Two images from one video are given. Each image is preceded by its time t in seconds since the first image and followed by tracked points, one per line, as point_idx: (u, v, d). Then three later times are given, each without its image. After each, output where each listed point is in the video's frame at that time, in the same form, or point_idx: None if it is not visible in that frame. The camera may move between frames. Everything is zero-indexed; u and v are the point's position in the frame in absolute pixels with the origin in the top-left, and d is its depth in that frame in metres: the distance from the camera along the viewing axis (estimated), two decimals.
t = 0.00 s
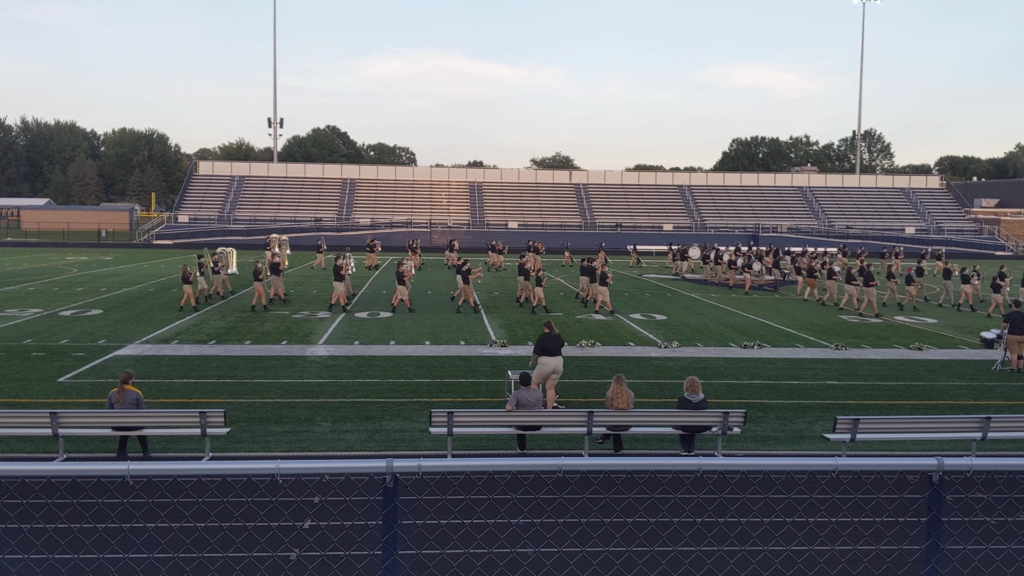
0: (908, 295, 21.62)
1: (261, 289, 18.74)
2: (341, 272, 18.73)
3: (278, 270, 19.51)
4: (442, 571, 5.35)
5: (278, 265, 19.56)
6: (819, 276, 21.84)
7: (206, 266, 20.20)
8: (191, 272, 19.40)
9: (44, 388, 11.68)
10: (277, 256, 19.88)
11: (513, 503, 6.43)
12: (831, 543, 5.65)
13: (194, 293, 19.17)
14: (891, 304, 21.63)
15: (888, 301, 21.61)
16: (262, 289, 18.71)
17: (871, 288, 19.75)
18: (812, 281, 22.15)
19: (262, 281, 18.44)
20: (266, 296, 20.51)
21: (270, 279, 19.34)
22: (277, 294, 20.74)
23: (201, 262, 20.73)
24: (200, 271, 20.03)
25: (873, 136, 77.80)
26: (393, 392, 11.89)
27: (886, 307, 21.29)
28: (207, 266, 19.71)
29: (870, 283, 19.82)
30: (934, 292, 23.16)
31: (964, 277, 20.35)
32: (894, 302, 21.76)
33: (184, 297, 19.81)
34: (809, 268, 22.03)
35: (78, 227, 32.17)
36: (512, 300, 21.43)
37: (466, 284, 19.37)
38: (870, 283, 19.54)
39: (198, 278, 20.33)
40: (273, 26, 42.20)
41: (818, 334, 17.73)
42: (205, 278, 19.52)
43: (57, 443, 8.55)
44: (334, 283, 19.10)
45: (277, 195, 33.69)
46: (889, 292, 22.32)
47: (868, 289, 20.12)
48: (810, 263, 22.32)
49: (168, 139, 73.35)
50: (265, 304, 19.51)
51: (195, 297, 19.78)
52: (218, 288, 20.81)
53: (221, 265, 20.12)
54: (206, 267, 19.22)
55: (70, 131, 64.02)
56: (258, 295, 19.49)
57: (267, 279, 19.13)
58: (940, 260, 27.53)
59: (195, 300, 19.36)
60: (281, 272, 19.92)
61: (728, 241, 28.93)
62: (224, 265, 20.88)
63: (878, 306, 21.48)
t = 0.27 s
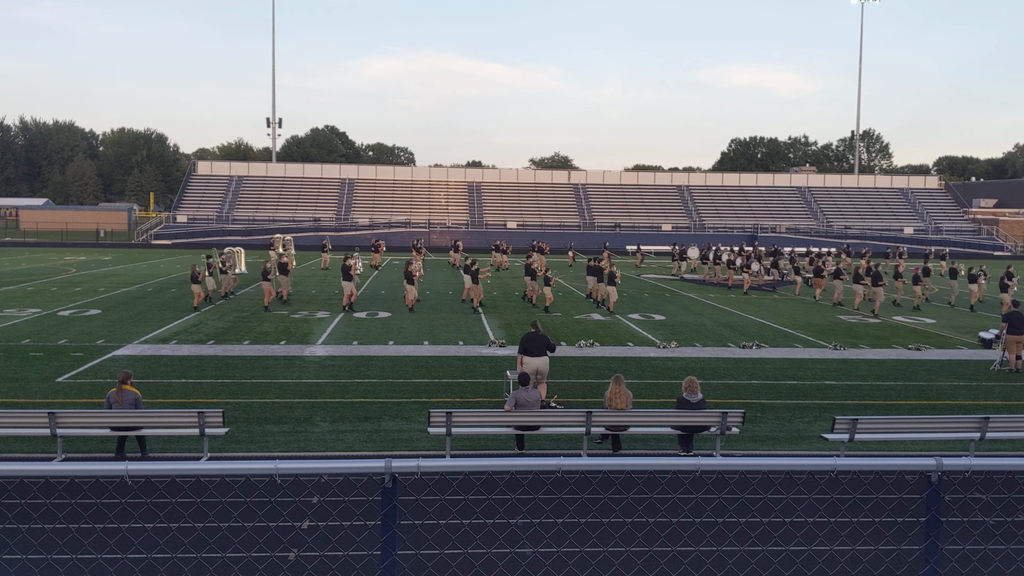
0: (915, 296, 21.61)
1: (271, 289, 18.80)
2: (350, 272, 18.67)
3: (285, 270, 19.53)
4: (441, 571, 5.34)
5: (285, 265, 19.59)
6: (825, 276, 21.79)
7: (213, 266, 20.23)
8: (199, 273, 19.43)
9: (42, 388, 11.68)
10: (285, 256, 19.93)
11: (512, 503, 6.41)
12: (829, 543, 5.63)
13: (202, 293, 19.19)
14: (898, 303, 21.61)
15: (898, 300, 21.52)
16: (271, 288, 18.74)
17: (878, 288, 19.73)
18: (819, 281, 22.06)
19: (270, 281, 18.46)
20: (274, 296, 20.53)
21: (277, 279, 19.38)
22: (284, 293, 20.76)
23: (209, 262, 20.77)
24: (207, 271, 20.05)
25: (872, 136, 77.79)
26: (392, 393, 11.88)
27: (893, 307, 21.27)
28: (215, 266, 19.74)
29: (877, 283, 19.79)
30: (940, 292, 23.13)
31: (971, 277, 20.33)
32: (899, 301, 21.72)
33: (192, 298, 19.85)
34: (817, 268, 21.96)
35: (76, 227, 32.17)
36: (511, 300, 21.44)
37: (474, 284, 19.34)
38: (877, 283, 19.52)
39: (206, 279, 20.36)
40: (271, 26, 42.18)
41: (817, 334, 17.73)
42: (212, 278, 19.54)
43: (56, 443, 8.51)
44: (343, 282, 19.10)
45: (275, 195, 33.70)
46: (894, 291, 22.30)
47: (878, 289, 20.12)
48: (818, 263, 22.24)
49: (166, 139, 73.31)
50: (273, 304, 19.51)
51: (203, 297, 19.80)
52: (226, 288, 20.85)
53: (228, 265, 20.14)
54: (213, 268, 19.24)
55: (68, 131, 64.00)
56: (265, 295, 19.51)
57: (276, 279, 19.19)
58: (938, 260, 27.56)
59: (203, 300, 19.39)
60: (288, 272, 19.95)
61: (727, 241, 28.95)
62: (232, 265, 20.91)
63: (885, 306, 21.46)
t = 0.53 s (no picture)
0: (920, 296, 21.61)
1: (277, 288, 18.80)
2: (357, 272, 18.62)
3: (291, 270, 19.58)
4: (438, 571, 5.34)
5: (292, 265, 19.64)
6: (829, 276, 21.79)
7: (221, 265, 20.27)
8: (206, 272, 19.46)
9: (38, 388, 11.65)
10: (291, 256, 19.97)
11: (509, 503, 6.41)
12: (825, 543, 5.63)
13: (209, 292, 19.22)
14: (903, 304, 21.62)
15: (904, 300, 21.51)
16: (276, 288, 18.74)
17: (883, 288, 19.75)
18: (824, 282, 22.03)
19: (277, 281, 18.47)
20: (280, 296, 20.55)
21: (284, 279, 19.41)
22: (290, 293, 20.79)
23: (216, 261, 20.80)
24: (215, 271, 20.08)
25: (868, 137, 78.00)
26: (389, 392, 11.87)
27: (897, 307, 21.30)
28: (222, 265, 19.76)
29: (882, 284, 19.82)
30: (944, 293, 23.16)
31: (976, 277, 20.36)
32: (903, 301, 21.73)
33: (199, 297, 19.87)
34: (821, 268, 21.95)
35: (72, 226, 32.12)
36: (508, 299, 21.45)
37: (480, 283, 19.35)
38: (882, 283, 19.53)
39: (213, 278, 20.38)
40: (267, 26, 42.15)
41: (813, 334, 17.75)
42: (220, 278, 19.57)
43: (53, 443, 8.43)
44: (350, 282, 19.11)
45: (272, 195, 33.68)
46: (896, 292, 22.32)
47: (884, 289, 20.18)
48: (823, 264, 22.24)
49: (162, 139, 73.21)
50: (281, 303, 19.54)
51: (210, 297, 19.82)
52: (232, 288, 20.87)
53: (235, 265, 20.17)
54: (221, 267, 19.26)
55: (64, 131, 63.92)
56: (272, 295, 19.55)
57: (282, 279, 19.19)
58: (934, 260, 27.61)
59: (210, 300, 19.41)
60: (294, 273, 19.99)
61: (724, 241, 28.98)
62: (239, 264, 20.93)
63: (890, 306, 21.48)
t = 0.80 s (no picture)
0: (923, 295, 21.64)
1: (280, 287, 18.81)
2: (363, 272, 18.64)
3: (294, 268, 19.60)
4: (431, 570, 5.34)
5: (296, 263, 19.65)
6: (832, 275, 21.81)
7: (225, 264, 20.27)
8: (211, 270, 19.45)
9: (31, 387, 11.62)
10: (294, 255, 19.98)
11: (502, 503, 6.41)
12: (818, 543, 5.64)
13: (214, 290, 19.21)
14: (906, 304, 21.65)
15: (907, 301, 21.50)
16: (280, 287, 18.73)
17: (887, 288, 19.78)
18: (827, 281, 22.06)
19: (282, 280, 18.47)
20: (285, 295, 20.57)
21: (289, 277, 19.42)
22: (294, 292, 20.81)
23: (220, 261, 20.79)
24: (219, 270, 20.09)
25: (863, 137, 78.15)
26: (383, 392, 11.88)
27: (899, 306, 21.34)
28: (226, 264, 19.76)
29: (885, 283, 19.85)
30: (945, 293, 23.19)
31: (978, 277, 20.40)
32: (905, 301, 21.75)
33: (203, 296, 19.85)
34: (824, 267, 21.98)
35: (66, 225, 32.05)
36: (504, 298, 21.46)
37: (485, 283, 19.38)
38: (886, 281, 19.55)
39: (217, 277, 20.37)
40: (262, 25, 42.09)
41: (807, 334, 17.76)
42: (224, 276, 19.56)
43: (46, 442, 8.34)
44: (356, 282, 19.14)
45: (267, 194, 33.66)
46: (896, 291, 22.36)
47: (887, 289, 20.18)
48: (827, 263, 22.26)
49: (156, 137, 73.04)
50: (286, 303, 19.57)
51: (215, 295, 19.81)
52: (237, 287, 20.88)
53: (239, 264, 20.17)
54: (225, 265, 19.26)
55: (58, 129, 63.74)
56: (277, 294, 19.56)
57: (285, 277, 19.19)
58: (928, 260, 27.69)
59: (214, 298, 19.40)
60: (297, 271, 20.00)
61: (719, 240, 29.02)
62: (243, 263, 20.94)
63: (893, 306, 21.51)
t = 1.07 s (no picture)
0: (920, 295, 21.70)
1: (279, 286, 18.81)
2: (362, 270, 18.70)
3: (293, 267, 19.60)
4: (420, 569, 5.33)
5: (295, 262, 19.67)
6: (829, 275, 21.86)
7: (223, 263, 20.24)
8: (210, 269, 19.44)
9: (18, 386, 11.55)
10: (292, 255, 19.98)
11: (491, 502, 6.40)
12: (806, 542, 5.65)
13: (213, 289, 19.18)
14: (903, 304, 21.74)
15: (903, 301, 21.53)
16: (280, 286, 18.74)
17: (885, 288, 19.84)
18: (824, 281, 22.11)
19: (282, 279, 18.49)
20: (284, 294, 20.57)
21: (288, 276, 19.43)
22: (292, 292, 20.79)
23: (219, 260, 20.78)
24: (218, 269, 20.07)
25: (853, 138, 78.46)
26: (372, 391, 11.88)
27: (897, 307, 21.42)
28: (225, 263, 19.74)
29: (882, 283, 19.93)
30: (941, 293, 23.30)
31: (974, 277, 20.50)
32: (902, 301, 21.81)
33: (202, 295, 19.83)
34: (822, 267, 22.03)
35: (55, 223, 31.88)
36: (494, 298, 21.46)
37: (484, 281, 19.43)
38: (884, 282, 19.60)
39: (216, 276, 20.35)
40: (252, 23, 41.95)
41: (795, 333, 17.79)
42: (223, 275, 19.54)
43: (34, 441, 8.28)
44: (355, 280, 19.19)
45: (258, 193, 33.56)
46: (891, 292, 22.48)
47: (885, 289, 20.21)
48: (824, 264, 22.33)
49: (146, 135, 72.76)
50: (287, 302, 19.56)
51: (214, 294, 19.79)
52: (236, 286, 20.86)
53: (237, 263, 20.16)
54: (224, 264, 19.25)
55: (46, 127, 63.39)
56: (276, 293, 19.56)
57: (284, 276, 19.17)
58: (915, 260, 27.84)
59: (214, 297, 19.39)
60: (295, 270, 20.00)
61: (709, 240, 29.10)
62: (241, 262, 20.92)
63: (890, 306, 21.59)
